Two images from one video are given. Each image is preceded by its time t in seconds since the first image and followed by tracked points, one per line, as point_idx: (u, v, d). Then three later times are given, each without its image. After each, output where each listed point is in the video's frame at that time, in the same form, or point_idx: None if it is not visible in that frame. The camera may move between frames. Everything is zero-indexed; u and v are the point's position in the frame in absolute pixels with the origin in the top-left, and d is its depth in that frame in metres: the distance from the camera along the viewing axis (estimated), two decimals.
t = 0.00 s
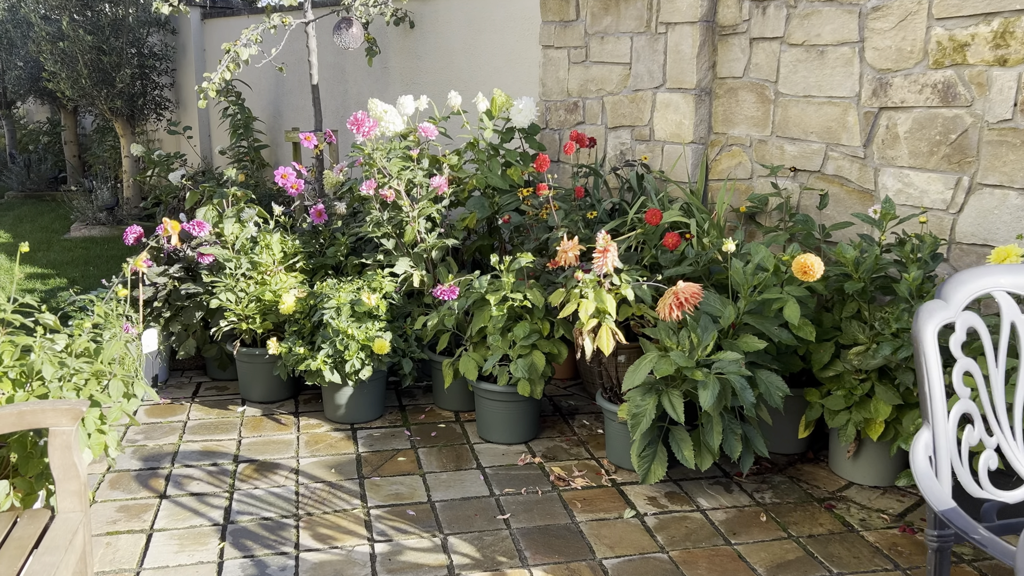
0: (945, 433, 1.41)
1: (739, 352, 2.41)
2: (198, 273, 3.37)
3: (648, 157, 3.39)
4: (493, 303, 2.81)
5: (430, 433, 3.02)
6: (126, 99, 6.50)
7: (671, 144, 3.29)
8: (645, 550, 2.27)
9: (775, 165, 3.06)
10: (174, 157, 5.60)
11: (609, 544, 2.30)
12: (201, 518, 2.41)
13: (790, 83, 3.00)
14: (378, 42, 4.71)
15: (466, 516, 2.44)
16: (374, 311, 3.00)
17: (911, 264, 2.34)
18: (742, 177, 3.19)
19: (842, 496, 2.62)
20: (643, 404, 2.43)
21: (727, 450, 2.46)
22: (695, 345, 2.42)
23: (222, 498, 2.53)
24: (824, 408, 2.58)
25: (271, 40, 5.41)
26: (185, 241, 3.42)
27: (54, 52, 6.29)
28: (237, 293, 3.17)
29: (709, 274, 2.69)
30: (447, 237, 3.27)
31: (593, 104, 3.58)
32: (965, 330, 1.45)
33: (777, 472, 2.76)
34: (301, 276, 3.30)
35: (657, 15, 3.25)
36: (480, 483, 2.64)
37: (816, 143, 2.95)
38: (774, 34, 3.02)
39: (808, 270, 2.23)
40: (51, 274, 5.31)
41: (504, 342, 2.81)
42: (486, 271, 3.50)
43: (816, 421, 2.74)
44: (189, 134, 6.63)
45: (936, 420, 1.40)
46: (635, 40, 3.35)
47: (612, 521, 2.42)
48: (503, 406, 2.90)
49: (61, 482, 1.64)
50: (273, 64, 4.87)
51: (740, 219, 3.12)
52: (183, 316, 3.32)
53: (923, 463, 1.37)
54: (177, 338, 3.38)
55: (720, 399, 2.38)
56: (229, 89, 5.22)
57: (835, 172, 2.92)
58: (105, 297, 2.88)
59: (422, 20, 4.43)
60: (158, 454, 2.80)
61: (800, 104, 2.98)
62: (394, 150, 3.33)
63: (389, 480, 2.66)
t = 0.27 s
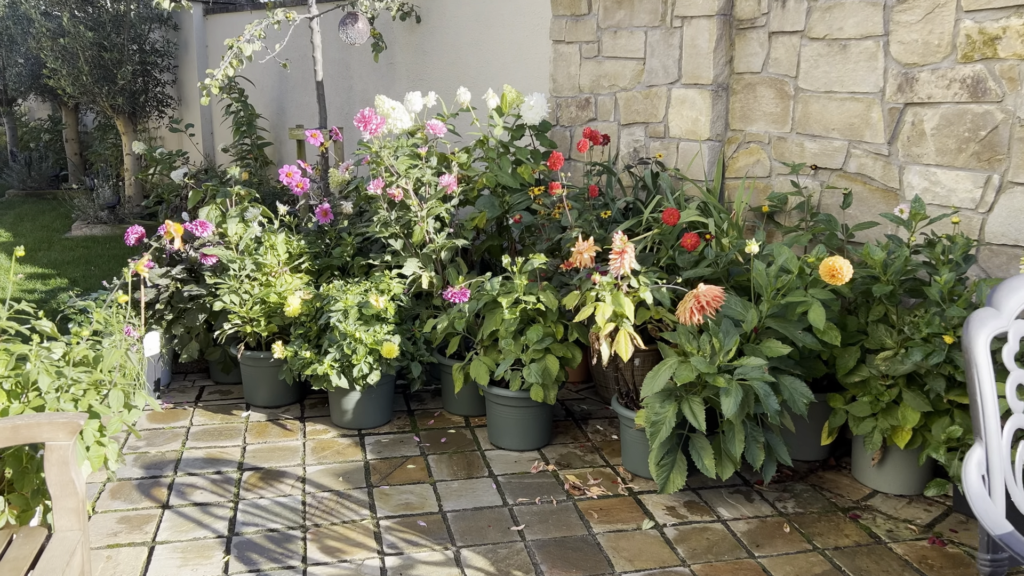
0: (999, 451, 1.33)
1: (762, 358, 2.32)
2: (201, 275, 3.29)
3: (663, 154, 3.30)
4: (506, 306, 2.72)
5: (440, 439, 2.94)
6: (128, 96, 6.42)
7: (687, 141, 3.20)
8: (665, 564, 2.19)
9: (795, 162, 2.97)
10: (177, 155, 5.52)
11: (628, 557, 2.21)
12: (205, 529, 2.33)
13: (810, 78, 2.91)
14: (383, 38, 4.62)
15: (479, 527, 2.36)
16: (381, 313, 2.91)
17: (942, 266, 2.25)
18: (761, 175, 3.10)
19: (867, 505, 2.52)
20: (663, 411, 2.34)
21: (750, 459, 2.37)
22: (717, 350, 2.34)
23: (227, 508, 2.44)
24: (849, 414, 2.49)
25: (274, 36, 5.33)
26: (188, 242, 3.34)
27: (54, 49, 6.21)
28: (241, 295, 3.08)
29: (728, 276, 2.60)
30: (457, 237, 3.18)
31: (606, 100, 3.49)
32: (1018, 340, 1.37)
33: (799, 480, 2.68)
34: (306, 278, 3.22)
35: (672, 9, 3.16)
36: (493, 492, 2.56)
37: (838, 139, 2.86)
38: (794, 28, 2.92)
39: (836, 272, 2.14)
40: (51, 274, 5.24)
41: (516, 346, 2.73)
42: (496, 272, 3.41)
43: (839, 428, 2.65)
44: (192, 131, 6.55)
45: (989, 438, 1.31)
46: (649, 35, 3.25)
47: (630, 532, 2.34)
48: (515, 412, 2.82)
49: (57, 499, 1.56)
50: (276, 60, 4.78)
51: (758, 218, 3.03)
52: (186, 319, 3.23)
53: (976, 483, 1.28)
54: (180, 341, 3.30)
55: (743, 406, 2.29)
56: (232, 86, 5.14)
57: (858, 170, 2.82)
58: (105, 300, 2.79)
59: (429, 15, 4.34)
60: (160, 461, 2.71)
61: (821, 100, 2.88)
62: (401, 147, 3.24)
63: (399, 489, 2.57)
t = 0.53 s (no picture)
0: None
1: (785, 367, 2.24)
2: (202, 278, 3.21)
3: (675, 155, 3.22)
4: (517, 312, 2.64)
5: (449, 448, 2.86)
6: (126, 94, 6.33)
7: (701, 142, 3.12)
8: None
9: (813, 164, 2.90)
10: (176, 154, 5.44)
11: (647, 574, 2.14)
12: (208, 545, 2.25)
13: (829, 77, 2.83)
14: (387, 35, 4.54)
15: (492, 542, 2.28)
16: (389, 319, 2.83)
17: (973, 273, 2.18)
18: (777, 176, 3.02)
19: (890, 517, 2.45)
20: (682, 421, 2.26)
21: (772, 471, 2.30)
22: (737, 359, 2.26)
23: (231, 522, 2.37)
24: (872, 424, 2.42)
25: (275, 34, 5.24)
26: (189, 245, 3.26)
27: (51, 46, 6.12)
28: (244, 300, 3.00)
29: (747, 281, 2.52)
30: (465, 240, 3.11)
31: (616, 100, 3.41)
32: None
33: (819, 491, 2.60)
34: (311, 282, 3.14)
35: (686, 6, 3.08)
36: (505, 505, 2.48)
37: (858, 140, 2.78)
38: (813, 25, 2.84)
39: (865, 278, 2.07)
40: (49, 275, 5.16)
41: (528, 353, 2.65)
42: (504, 275, 3.33)
43: (861, 438, 2.57)
44: (191, 130, 6.46)
45: None
46: (661, 32, 3.17)
47: (648, 547, 2.26)
48: (526, 421, 2.74)
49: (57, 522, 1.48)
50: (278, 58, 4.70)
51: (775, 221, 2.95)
52: (187, 324, 3.16)
53: None
54: (181, 346, 3.22)
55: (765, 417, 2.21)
56: (232, 84, 5.06)
57: (878, 172, 2.75)
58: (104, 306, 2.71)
59: (434, 13, 4.26)
60: (161, 472, 2.64)
61: (841, 100, 2.80)
62: (408, 148, 3.16)
63: (408, 501, 2.50)
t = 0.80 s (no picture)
0: None
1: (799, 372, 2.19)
2: (198, 280, 3.14)
3: (681, 154, 3.17)
4: (522, 315, 2.58)
5: (451, 454, 2.80)
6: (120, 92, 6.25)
7: (707, 141, 3.07)
8: None
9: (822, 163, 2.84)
10: (171, 153, 5.36)
11: None
12: (206, 555, 2.19)
13: (839, 75, 2.77)
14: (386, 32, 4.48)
15: (498, 552, 2.22)
16: (390, 322, 2.77)
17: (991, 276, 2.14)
18: (785, 176, 2.97)
19: (903, 525, 2.40)
20: (692, 428, 2.21)
21: (784, 479, 2.25)
22: (749, 364, 2.21)
23: (229, 531, 2.30)
24: (885, 430, 2.37)
25: (272, 30, 5.17)
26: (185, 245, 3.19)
27: (44, 43, 6.04)
28: (242, 302, 2.93)
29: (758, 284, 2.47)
30: (467, 241, 3.05)
31: (621, 98, 3.35)
32: None
33: (830, 497, 2.55)
34: (309, 283, 3.07)
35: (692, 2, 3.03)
36: (510, 513, 2.42)
37: (868, 139, 2.73)
38: (822, 22, 2.79)
39: (882, 283, 2.03)
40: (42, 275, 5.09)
41: (533, 357, 2.59)
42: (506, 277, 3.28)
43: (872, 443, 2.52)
44: (186, 128, 6.39)
45: None
46: (667, 30, 3.12)
47: (658, 557, 2.21)
48: (531, 426, 2.68)
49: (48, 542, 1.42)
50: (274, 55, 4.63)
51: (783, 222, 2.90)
52: (184, 327, 3.09)
53: None
54: (177, 349, 3.15)
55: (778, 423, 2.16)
56: (228, 81, 4.99)
57: (890, 172, 2.69)
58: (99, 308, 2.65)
59: (433, 9, 4.20)
60: (157, 479, 2.57)
61: (851, 98, 2.75)
62: (409, 147, 3.10)
63: (411, 509, 2.44)
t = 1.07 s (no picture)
0: None
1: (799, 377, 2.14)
2: (186, 281, 3.08)
3: (678, 154, 3.12)
4: (516, 319, 2.53)
5: (445, 459, 2.75)
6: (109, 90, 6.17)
7: (705, 141, 3.02)
8: None
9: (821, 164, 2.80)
10: (160, 152, 5.30)
11: None
12: (193, 566, 2.13)
13: (839, 74, 2.73)
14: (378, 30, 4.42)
15: (492, 562, 2.17)
16: (382, 326, 2.72)
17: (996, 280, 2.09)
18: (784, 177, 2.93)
19: (905, 532, 2.36)
20: (691, 435, 2.16)
21: (784, 486, 2.20)
22: (749, 369, 2.16)
23: (217, 541, 2.24)
24: (886, 436, 2.33)
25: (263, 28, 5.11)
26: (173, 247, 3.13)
27: (31, 40, 5.96)
28: (230, 305, 2.87)
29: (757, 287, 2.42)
30: (461, 243, 2.99)
31: (617, 97, 3.31)
32: None
33: (830, 504, 2.51)
34: (300, 285, 3.01)
35: None
36: (505, 521, 2.37)
37: (868, 140, 2.69)
38: (822, 21, 2.75)
39: (885, 287, 1.99)
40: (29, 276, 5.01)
41: (528, 361, 2.54)
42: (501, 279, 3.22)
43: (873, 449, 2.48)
44: (176, 127, 6.31)
45: None
46: (664, 28, 3.07)
47: (656, 567, 2.16)
48: (526, 432, 2.63)
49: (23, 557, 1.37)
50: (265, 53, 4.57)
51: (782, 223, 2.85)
52: (171, 330, 3.03)
53: None
54: (165, 353, 3.09)
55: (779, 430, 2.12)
56: (218, 79, 4.92)
57: (890, 173, 2.65)
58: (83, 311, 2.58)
59: (427, 7, 4.14)
60: (143, 487, 2.51)
61: (851, 99, 2.71)
62: (401, 146, 3.04)
63: (403, 517, 2.38)
